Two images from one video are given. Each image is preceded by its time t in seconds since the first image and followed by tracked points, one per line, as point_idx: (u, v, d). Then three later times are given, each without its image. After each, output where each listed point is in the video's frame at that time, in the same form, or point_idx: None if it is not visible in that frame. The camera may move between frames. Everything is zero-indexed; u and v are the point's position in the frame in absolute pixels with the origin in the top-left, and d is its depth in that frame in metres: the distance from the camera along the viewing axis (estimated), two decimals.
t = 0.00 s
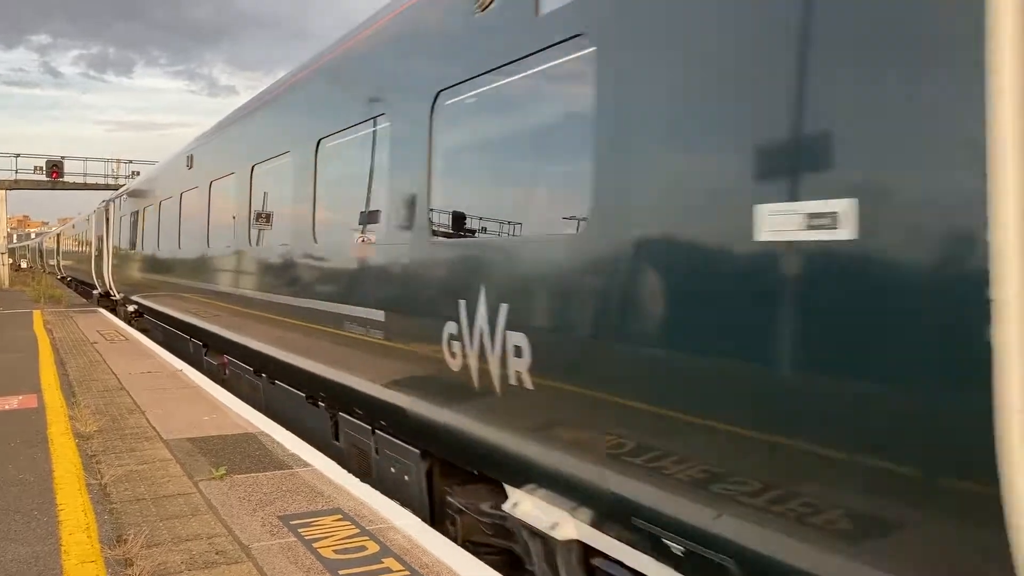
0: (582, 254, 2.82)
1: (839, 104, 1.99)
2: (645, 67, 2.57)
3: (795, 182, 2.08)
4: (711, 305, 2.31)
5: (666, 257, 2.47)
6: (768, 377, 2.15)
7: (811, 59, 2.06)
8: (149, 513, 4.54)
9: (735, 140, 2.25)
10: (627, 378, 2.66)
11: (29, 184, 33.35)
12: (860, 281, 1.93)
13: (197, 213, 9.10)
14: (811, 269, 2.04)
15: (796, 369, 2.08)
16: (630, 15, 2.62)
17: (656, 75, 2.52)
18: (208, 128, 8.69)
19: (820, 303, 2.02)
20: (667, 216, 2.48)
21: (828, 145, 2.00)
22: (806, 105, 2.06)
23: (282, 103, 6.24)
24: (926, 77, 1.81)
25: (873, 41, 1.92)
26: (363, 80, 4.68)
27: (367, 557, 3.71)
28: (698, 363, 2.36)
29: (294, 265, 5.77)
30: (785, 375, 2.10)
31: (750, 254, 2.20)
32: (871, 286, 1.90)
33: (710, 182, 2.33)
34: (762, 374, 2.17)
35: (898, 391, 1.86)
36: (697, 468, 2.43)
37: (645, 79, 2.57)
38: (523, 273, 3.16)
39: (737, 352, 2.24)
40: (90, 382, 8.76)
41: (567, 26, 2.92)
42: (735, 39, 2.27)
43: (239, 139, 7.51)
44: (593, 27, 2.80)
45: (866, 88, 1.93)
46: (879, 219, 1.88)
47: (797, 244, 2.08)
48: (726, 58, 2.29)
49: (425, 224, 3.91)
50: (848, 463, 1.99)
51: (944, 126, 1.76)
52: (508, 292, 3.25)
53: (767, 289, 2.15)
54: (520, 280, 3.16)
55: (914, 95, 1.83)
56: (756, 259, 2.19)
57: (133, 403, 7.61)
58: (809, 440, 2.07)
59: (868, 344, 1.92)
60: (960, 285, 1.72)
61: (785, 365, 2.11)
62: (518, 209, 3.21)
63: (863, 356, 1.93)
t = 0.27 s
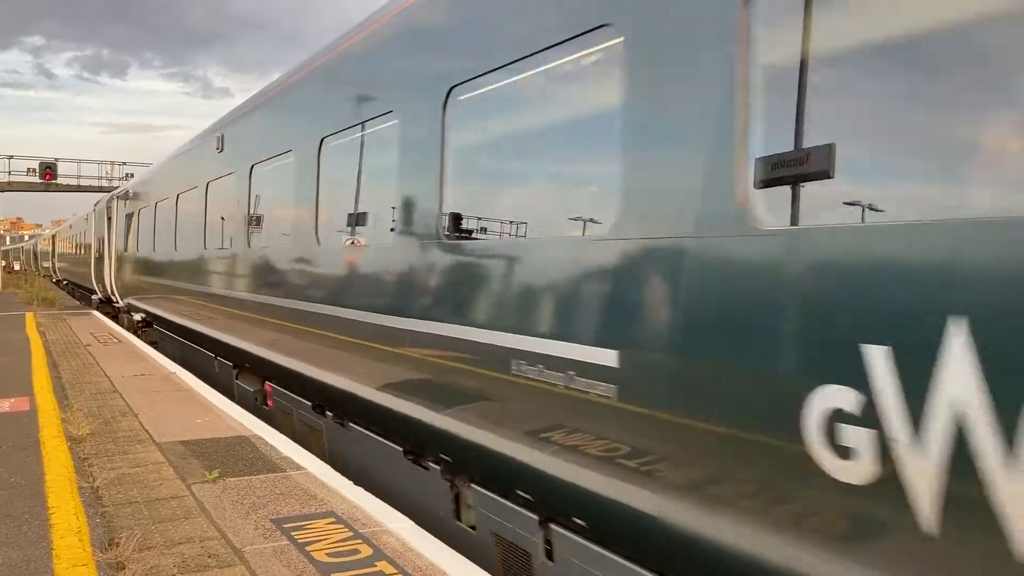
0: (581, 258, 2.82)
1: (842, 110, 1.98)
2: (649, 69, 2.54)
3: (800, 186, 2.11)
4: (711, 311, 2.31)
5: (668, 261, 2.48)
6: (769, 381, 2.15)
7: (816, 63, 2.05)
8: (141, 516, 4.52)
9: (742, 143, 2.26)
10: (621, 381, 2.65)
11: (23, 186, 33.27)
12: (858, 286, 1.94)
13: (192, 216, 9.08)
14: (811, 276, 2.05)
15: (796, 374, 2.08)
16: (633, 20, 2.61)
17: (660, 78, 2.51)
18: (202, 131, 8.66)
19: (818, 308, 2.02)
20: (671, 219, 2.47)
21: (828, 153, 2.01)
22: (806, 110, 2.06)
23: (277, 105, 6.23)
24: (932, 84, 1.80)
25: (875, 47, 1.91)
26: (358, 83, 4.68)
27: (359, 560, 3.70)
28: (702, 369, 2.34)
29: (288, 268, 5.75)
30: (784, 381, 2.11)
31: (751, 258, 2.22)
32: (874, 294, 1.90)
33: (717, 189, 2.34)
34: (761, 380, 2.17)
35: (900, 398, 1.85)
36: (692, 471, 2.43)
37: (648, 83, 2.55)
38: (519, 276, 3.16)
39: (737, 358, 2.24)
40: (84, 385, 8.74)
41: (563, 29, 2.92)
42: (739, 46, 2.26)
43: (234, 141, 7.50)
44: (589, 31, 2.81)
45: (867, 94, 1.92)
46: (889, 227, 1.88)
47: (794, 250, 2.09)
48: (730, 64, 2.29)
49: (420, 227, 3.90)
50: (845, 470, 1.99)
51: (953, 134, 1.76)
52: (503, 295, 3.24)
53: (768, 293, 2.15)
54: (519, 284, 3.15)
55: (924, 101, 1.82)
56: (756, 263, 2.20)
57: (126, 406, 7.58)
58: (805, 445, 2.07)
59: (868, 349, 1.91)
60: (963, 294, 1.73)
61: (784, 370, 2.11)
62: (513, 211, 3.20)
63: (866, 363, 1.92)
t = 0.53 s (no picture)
0: (573, 262, 2.80)
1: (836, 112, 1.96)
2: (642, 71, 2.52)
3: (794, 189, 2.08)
4: (706, 315, 2.30)
5: (660, 265, 2.46)
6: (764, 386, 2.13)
7: (810, 65, 2.02)
8: (131, 520, 4.48)
9: (736, 146, 2.23)
10: (615, 385, 2.63)
11: (15, 189, 33.13)
12: (852, 291, 1.93)
13: (184, 219, 9.04)
14: (807, 280, 2.03)
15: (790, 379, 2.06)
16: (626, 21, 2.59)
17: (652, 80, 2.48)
18: (195, 133, 8.62)
19: (812, 313, 2.02)
20: (663, 221, 2.45)
21: (823, 154, 1.99)
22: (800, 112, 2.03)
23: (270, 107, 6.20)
24: (930, 86, 1.78)
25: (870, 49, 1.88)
26: (351, 85, 4.65)
27: (350, 565, 3.67)
28: (696, 374, 2.32)
29: (280, 271, 5.72)
30: (778, 386, 2.09)
31: (744, 261, 2.21)
32: (871, 298, 1.89)
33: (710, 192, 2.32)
34: (756, 384, 2.15)
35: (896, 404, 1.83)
36: (683, 475, 2.42)
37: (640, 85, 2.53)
38: (511, 280, 3.14)
39: (732, 362, 2.22)
40: (75, 389, 8.69)
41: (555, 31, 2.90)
42: (732, 49, 2.24)
43: (226, 143, 7.46)
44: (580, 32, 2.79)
45: (861, 96, 1.90)
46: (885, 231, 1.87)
47: (789, 254, 2.08)
48: (725, 67, 2.27)
49: (411, 230, 3.87)
50: (840, 476, 1.97)
51: (951, 138, 1.74)
52: (496, 299, 3.22)
53: (763, 297, 2.14)
54: (511, 288, 3.13)
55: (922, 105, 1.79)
56: (750, 266, 2.19)
57: (117, 410, 7.53)
58: (799, 451, 2.06)
59: (864, 354, 1.89)
60: (961, 300, 1.72)
61: (778, 375, 2.09)
62: (504, 213, 3.18)
63: (862, 368, 1.90)
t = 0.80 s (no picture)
0: (565, 266, 2.80)
1: (830, 118, 1.97)
2: (635, 77, 2.52)
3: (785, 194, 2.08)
4: (697, 320, 2.29)
5: (649, 270, 2.45)
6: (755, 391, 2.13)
7: (803, 71, 2.03)
8: (121, 526, 4.45)
9: (727, 150, 2.23)
10: (607, 390, 2.62)
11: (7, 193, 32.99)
12: (842, 297, 1.93)
13: (177, 223, 9.01)
14: (797, 284, 2.03)
15: (782, 383, 2.06)
16: (618, 27, 2.60)
17: (645, 85, 2.49)
18: (187, 138, 8.60)
19: (802, 318, 2.02)
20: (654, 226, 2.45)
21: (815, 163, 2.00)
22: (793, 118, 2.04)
23: (262, 111, 6.19)
24: (923, 92, 1.79)
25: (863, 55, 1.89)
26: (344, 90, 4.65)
27: (341, 570, 3.65)
28: (688, 379, 2.32)
29: (273, 276, 5.71)
30: (770, 391, 2.08)
31: (733, 267, 2.20)
32: (861, 302, 1.89)
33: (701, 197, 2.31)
34: (747, 389, 2.15)
35: (888, 408, 1.83)
36: (675, 480, 2.41)
37: (634, 90, 2.53)
38: (502, 285, 3.13)
39: (723, 367, 2.22)
40: (66, 394, 8.63)
41: (549, 37, 2.90)
42: (723, 54, 2.25)
43: (219, 148, 7.44)
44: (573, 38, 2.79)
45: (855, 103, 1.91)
46: (875, 236, 1.87)
47: (778, 259, 2.08)
48: (715, 72, 2.27)
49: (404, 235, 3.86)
50: (832, 480, 1.97)
51: (942, 144, 1.75)
52: (486, 304, 3.22)
53: (754, 302, 2.13)
54: (503, 293, 3.12)
55: (916, 111, 1.80)
56: (739, 271, 2.18)
57: (108, 415, 7.49)
58: (790, 455, 2.05)
59: (855, 359, 1.89)
60: (953, 305, 1.72)
61: (770, 380, 2.09)
62: (496, 218, 3.18)
63: (854, 373, 1.90)
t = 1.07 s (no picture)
0: (557, 270, 2.80)
1: (820, 123, 1.98)
2: (626, 81, 2.53)
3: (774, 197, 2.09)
4: (688, 323, 2.30)
5: (641, 274, 2.46)
6: (746, 393, 2.13)
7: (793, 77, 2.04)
8: (112, 532, 4.43)
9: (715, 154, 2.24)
10: (599, 393, 2.63)
11: None
12: (833, 301, 1.94)
13: (169, 227, 8.98)
14: (787, 287, 2.04)
15: (772, 386, 2.07)
16: (609, 32, 2.61)
17: (635, 90, 2.50)
18: (179, 143, 8.59)
19: (793, 322, 2.02)
20: (646, 229, 2.45)
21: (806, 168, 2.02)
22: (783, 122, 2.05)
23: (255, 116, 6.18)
24: (911, 97, 1.81)
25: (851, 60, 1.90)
26: (337, 94, 4.64)
27: (333, 575, 3.64)
28: (679, 381, 2.32)
29: (265, 280, 5.69)
30: (761, 393, 2.09)
31: (724, 271, 2.20)
32: (851, 305, 1.90)
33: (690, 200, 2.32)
34: (738, 392, 2.15)
35: (879, 410, 1.84)
36: (667, 484, 2.41)
37: (625, 94, 2.54)
38: (495, 289, 3.13)
39: (714, 370, 2.22)
40: (57, 399, 8.59)
41: (542, 42, 2.91)
42: (713, 59, 2.26)
43: (212, 152, 7.42)
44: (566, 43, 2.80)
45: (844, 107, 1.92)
46: (864, 239, 1.88)
47: (769, 262, 2.09)
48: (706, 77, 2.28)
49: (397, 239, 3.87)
50: (822, 482, 1.98)
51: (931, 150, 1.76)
52: (479, 308, 3.22)
53: (744, 305, 2.14)
54: (495, 297, 3.13)
55: (905, 115, 1.82)
56: (730, 275, 2.18)
57: (99, 421, 7.46)
58: (782, 457, 2.06)
59: (845, 361, 1.90)
60: (941, 307, 1.73)
61: (761, 383, 2.10)
62: (489, 223, 3.18)
63: (843, 375, 1.91)
